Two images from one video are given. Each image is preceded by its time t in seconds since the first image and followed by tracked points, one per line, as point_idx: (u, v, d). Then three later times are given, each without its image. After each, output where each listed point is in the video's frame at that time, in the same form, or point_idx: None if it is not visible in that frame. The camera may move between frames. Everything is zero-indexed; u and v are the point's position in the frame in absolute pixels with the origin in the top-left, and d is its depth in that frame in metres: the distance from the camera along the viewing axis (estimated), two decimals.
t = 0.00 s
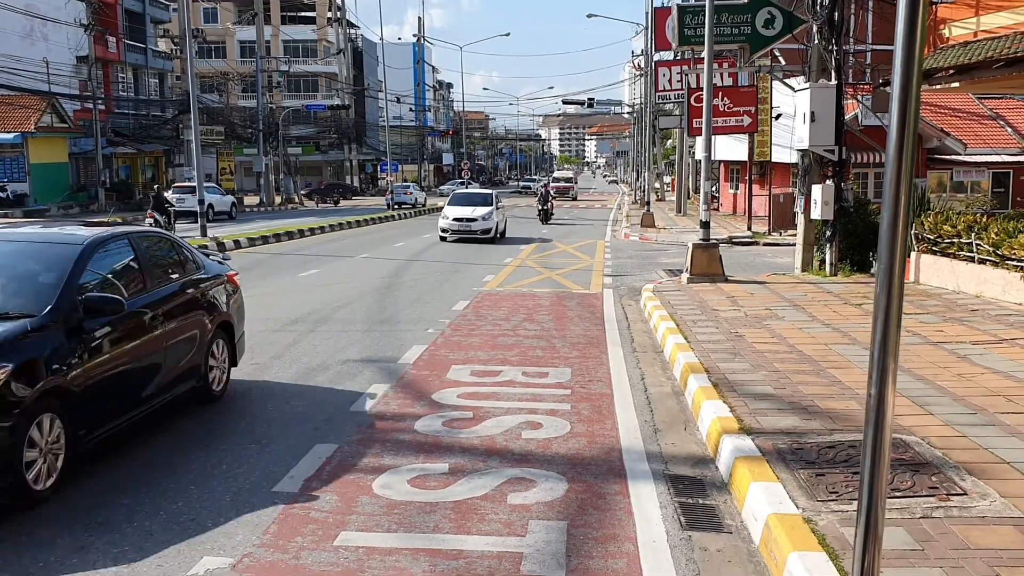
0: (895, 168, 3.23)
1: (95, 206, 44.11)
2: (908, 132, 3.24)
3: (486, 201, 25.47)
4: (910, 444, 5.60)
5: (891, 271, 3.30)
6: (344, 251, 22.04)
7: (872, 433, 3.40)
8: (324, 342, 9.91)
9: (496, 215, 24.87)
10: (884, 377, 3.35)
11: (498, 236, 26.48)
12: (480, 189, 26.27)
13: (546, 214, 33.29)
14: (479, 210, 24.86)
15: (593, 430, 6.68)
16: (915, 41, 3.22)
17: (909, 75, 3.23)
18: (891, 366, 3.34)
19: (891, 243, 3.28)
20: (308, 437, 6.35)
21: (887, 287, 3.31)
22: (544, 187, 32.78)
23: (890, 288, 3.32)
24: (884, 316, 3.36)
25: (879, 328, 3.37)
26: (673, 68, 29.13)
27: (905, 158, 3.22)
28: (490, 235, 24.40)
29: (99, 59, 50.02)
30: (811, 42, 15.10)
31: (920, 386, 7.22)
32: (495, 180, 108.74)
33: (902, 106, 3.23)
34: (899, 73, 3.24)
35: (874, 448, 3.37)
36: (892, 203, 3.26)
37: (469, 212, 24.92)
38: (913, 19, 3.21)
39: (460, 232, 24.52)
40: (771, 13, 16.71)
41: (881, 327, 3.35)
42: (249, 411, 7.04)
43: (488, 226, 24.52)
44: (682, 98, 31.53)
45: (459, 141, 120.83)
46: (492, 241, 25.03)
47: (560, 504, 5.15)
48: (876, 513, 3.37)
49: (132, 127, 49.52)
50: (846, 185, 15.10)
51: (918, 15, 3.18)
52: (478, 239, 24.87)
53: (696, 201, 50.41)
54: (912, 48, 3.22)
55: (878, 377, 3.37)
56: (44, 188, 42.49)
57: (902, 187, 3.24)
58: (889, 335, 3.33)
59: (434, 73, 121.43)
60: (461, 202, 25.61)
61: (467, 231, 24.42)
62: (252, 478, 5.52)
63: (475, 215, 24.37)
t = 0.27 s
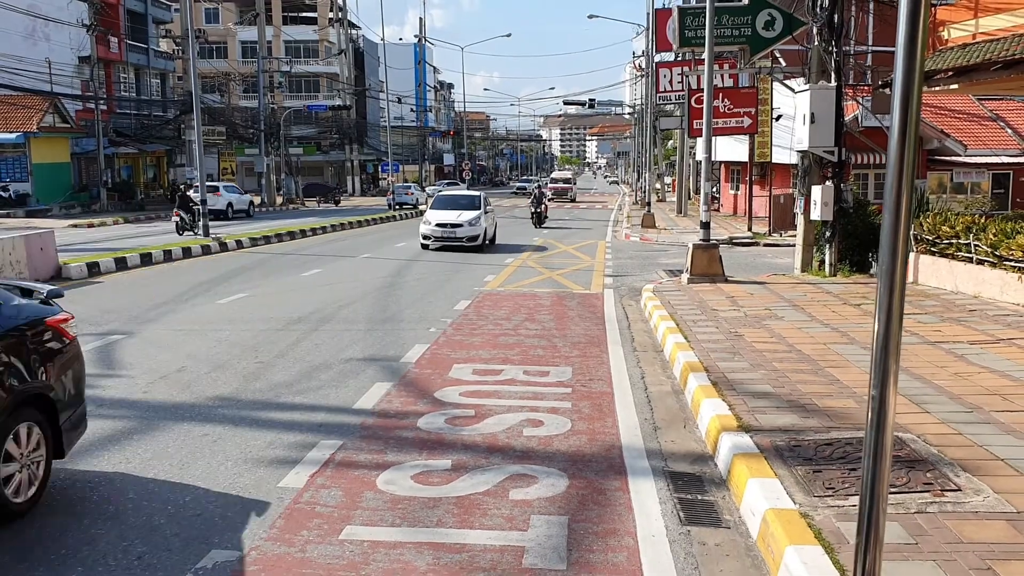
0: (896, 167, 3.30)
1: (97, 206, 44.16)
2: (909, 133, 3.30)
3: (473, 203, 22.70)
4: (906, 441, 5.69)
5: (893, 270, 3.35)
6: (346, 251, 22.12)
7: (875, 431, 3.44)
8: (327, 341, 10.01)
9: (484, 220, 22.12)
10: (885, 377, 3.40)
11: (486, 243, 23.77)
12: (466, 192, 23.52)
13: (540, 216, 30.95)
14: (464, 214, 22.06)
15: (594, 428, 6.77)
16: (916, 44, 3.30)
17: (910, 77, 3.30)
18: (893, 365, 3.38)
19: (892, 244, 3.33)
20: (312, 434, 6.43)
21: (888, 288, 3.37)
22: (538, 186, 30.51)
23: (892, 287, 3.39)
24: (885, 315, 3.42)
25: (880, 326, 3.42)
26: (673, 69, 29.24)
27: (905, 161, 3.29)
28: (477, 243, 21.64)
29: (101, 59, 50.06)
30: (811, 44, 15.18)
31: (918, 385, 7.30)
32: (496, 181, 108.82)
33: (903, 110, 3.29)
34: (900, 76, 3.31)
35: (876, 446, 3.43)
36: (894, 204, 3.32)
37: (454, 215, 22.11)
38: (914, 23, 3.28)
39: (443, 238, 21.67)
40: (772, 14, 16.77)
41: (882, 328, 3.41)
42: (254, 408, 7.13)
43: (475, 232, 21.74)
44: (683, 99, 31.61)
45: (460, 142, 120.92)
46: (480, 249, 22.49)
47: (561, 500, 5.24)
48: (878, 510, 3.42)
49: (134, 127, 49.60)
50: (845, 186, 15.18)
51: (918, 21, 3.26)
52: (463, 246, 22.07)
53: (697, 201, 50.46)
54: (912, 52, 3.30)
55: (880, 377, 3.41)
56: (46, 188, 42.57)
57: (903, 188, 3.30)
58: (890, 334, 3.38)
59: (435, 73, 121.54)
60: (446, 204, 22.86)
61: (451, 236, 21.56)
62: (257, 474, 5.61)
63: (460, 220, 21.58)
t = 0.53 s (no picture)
0: (893, 170, 3.34)
1: (99, 207, 44.25)
2: (906, 135, 3.34)
3: (457, 209, 20.37)
4: (901, 439, 5.79)
5: (890, 270, 3.39)
6: (347, 252, 22.23)
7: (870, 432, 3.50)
8: (330, 341, 10.12)
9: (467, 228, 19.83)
10: (881, 376, 3.45)
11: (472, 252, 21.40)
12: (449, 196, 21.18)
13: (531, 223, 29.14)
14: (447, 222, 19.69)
15: (594, 426, 6.87)
16: (913, 47, 3.34)
17: (907, 80, 3.34)
18: (888, 366, 3.44)
19: (889, 247, 3.39)
20: (317, 432, 6.53)
21: (885, 288, 3.41)
22: (528, 189, 28.92)
23: (889, 287, 3.43)
24: (881, 318, 3.47)
25: (876, 327, 3.47)
26: (674, 72, 29.35)
27: (903, 162, 3.33)
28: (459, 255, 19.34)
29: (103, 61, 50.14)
30: (810, 47, 15.28)
31: (914, 385, 7.39)
32: (497, 183, 108.95)
33: (900, 112, 3.34)
34: (897, 79, 3.36)
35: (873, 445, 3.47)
36: (890, 206, 3.37)
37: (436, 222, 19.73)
38: (910, 27, 3.33)
39: (423, 248, 19.25)
40: (771, 18, 16.87)
41: (880, 329, 3.45)
42: (258, 407, 7.23)
43: (458, 241, 19.37)
44: (684, 101, 31.74)
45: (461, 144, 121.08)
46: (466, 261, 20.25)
47: (562, 496, 5.33)
48: (874, 507, 3.47)
49: (136, 128, 49.69)
50: (844, 188, 15.28)
51: (915, 25, 3.31)
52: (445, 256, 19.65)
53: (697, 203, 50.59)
54: (909, 55, 3.34)
55: (876, 378, 3.47)
56: (48, 189, 42.68)
57: (900, 190, 3.35)
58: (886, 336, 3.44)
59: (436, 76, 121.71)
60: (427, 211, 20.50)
61: (432, 247, 19.16)
62: (263, 470, 5.71)
63: (441, 227, 19.19)
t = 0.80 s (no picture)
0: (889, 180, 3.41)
1: (101, 212, 44.37)
2: (901, 144, 3.40)
3: (438, 219, 17.82)
4: (896, 443, 5.88)
5: (886, 277, 3.45)
6: (350, 258, 22.34)
7: (866, 435, 3.56)
8: (334, 345, 10.21)
9: (448, 242, 17.21)
10: (876, 381, 3.52)
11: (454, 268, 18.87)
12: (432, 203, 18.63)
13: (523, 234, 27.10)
14: (423, 235, 17.05)
15: (595, 430, 6.96)
16: (907, 60, 3.41)
17: (903, 91, 3.40)
18: (883, 370, 3.50)
19: (884, 254, 3.45)
20: (321, 434, 6.62)
21: (881, 293, 3.47)
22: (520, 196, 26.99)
23: (885, 293, 3.49)
24: (878, 324, 3.54)
25: (873, 332, 3.53)
26: (675, 80, 29.51)
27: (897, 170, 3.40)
28: (438, 273, 16.79)
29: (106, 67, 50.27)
30: (810, 56, 15.39)
31: (911, 390, 7.48)
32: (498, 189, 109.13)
33: (895, 121, 3.40)
34: (892, 88, 3.42)
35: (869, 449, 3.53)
36: (885, 215, 3.44)
37: (412, 234, 17.14)
38: (904, 39, 3.40)
39: (397, 265, 16.69)
40: (772, 27, 17.00)
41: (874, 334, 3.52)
42: (263, 410, 7.33)
43: (436, 257, 16.77)
44: (685, 109, 31.88)
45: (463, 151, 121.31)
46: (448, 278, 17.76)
47: (563, 498, 5.42)
48: (870, 510, 3.53)
49: (139, 134, 49.83)
50: (844, 196, 15.38)
51: (910, 38, 3.38)
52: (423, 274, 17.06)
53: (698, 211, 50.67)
54: (905, 66, 3.41)
55: (870, 384, 3.54)
56: (51, 195, 42.78)
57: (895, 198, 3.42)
58: (881, 342, 3.50)
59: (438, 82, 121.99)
60: (405, 221, 17.92)
61: (407, 263, 16.60)
62: (269, 471, 5.80)
63: (417, 240, 16.65)
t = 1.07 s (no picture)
0: (889, 187, 3.39)
1: (105, 217, 44.52)
2: (902, 150, 3.38)
3: (412, 230, 15.24)
4: (894, 446, 5.94)
5: (885, 284, 3.44)
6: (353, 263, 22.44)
7: (867, 443, 3.54)
8: (337, 349, 10.28)
9: (423, 258, 14.62)
10: (877, 387, 3.51)
11: (433, 286, 16.32)
12: (407, 213, 16.05)
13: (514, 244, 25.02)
14: (393, 250, 14.45)
15: (596, 434, 7.03)
16: (908, 65, 3.39)
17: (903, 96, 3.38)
18: (883, 377, 3.50)
19: (884, 260, 3.43)
20: (326, 437, 6.70)
21: (882, 299, 3.45)
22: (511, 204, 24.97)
23: (886, 300, 3.47)
24: (878, 331, 3.52)
25: (873, 338, 3.53)
26: (677, 86, 29.64)
27: (898, 176, 3.37)
28: (409, 294, 14.21)
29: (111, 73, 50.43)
30: (811, 63, 15.49)
31: (910, 395, 7.55)
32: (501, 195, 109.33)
33: (895, 127, 3.38)
34: (893, 92, 3.39)
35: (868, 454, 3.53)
36: (886, 221, 3.42)
37: (382, 248, 14.55)
38: (905, 45, 3.37)
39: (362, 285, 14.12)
40: (773, 34, 17.12)
41: (875, 341, 3.51)
42: (268, 413, 7.40)
43: (408, 275, 14.18)
44: (687, 116, 31.99)
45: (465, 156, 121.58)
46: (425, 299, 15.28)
47: (565, 500, 5.49)
48: (870, 516, 3.54)
49: (143, 139, 50.01)
50: (845, 202, 15.45)
51: (911, 44, 3.36)
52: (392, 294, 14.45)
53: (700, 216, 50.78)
54: (905, 71, 3.38)
55: (871, 392, 3.52)
56: (55, 199, 42.93)
57: (895, 203, 3.40)
58: (882, 348, 3.49)
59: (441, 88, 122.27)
60: (375, 233, 15.34)
61: (373, 283, 14.01)
62: (274, 473, 5.88)
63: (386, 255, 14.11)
